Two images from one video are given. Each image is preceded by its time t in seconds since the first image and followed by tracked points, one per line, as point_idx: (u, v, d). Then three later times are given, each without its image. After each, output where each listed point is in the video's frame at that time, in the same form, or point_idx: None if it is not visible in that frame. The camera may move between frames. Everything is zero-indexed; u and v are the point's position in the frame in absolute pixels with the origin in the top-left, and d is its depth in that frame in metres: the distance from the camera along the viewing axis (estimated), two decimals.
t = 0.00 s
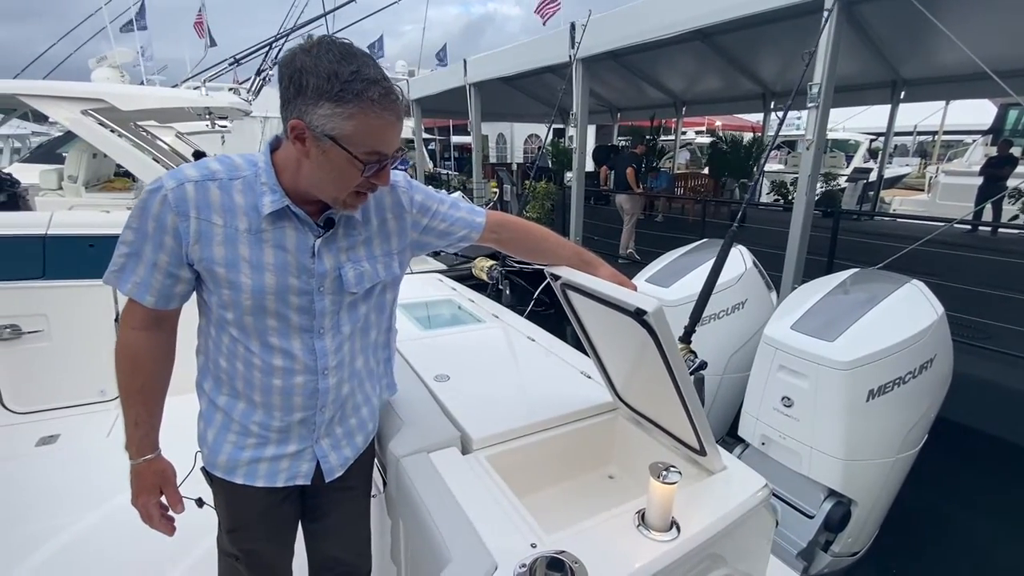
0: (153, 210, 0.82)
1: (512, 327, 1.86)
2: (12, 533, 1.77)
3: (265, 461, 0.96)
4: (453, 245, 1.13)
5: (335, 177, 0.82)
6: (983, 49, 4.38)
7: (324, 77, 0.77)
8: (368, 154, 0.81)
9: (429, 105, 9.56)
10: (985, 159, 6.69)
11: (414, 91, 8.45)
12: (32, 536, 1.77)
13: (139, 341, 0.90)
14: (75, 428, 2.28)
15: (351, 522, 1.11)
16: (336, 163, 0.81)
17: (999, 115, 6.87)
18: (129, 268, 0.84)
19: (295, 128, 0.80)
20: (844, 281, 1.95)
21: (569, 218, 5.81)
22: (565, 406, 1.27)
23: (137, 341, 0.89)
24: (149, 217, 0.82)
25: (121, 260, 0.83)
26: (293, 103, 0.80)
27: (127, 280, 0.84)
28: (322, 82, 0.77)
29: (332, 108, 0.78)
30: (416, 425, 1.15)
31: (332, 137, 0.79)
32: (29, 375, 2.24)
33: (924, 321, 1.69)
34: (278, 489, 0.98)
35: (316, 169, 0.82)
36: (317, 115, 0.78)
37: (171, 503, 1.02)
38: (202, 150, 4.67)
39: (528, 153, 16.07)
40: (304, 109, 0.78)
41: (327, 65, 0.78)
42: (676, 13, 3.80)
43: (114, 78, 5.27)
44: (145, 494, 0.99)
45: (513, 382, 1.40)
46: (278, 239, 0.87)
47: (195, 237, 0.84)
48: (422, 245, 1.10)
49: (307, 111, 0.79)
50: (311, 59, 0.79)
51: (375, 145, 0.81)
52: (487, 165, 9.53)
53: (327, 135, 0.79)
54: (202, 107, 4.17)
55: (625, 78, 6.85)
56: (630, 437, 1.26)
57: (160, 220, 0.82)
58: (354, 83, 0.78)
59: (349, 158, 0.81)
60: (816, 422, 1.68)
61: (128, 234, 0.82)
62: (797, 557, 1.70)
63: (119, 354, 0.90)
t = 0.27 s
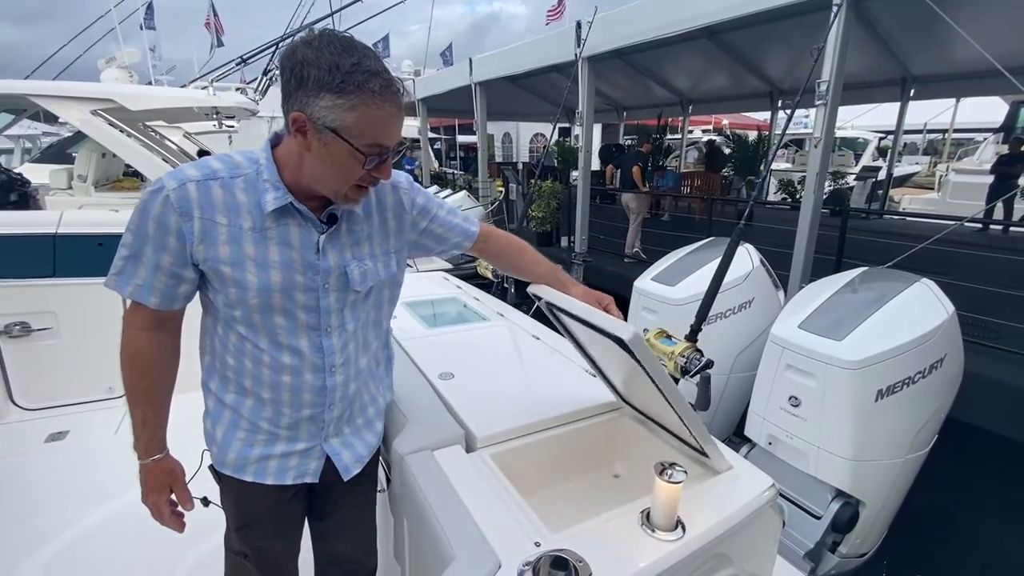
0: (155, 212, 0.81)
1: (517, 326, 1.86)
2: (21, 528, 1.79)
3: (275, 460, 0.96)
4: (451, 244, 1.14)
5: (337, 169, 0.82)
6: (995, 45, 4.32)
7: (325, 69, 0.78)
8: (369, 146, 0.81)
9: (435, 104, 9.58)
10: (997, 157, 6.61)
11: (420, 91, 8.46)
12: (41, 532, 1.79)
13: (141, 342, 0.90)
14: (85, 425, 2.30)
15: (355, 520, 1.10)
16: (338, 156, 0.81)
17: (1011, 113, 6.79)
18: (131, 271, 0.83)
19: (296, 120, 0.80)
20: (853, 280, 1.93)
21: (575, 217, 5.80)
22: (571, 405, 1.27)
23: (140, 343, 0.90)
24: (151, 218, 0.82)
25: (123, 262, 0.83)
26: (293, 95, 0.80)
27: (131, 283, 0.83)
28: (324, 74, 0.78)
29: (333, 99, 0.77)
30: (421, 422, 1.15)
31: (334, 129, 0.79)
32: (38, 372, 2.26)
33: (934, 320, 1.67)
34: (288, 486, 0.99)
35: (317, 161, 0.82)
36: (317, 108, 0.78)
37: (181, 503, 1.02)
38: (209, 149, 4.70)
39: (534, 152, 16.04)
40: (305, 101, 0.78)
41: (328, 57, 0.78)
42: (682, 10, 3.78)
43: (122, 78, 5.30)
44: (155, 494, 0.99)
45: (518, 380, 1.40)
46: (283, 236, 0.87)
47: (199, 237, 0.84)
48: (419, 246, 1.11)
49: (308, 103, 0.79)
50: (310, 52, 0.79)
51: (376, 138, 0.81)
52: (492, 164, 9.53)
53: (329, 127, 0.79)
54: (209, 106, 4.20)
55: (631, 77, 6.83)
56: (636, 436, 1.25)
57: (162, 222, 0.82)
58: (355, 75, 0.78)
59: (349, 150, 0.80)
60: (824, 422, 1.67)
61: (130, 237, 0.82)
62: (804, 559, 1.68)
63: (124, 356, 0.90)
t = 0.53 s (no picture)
0: (173, 209, 0.82)
1: (523, 324, 1.86)
2: (33, 523, 1.82)
3: (283, 454, 0.96)
4: (445, 269, 1.16)
5: (348, 168, 0.82)
6: (1007, 42, 4.27)
7: (340, 67, 0.78)
8: (382, 145, 0.81)
9: (442, 104, 9.60)
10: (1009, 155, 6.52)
11: (427, 90, 8.48)
12: (50, 527, 1.81)
13: (156, 337, 0.90)
14: (95, 421, 2.33)
15: (361, 518, 1.11)
16: (351, 154, 0.81)
17: None
18: (149, 267, 0.83)
19: (310, 118, 0.80)
20: (862, 278, 1.91)
21: (582, 216, 5.79)
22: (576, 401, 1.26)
23: (155, 337, 0.90)
24: (168, 215, 0.82)
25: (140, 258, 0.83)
26: (308, 93, 0.80)
27: (147, 279, 0.84)
28: (339, 73, 0.78)
29: (347, 98, 0.78)
30: (427, 420, 1.15)
31: (347, 128, 0.79)
32: (50, 369, 2.29)
33: (945, 320, 1.65)
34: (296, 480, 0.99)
35: (330, 159, 0.83)
36: (331, 106, 0.78)
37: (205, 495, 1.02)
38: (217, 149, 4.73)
39: (540, 151, 16.02)
40: (320, 98, 0.78)
41: (343, 55, 0.78)
42: (688, 8, 3.77)
43: (132, 79, 5.36)
44: (178, 486, 1.00)
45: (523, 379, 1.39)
46: (294, 236, 0.87)
47: (214, 234, 0.84)
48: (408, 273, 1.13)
49: (322, 101, 0.79)
50: (327, 52, 0.80)
51: (388, 137, 0.81)
52: (498, 163, 9.53)
53: (342, 126, 0.79)
54: (216, 106, 4.22)
55: (638, 75, 6.81)
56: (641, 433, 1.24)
57: (180, 220, 0.82)
58: (368, 74, 0.78)
59: (362, 148, 0.80)
60: (832, 422, 1.65)
61: (148, 233, 0.82)
62: (811, 560, 1.68)
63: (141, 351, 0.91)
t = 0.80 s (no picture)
0: (191, 189, 0.84)
1: (528, 322, 1.86)
2: (45, 517, 1.84)
3: (263, 439, 0.97)
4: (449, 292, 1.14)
5: (377, 171, 0.83)
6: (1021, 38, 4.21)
7: (375, 76, 0.80)
8: (410, 152, 0.83)
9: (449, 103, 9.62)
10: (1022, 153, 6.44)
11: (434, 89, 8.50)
12: (60, 522, 1.83)
13: (163, 309, 0.91)
14: (105, 418, 2.36)
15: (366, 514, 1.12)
16: (380, 159, 0.82)
17: None
18: (162, 242, 0.85)
19: (342, 123, 0.81)
20: (871, 277, 1.90)
21: (588, 214, 5.78)
22: (581, 399, 1.26)
23: (161, 309, 0.90)
24: (186, 194, 0.84)
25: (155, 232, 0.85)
26: (341, 99, 0.81)
27: (159, 252, 0.85)
28: (373, 81, 0.80)
29: (380, 105, 0.79)
30: (432, 418, 1.15)
31: (379, 133, 0.80)
32: (62, 366, 2.32)
33: (956, 320, 1.63)
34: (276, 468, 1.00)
35: (358, 164, 0.83)
36: (364, 113, 0.80)
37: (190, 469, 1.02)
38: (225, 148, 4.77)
39: (546, 150, 16.01)
40: (354, 105, 0.80)
41: (378, 65, 0.80)
42: (696, 5, 3.75)
43: (142, 79, 5.41)
44: (165, 457, 1.00)
45: (529, 377, 1.39)
46: (302, 232, 0.88)
47: (226, 220, 0.85)
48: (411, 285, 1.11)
49: (356, 108, 0.80)
50: (362, 62, 0.81)
51: (417, 145, 0.83)
52: (505, 162, 9.53)
53: (374, 131, 0.80)
54: (225, 106, 4.25)
55: (645, 74, 6.79)
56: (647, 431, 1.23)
57: (197, 200, 0.84)
58: (402, 84, 0.80)
59: (392, 155, 0.82)
60: (840, 422, 1.63)
61: (164, 207, 0.84)
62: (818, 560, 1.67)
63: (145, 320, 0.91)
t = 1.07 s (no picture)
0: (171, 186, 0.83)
1: (535, 320, 1.86)
2: (58, 512, 1.88)
3: (254, 434, 0.98)
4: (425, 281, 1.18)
5: (370, 162, 0.86)
6: None
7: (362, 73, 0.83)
8: (400, 142, 0.86)
9: (456, 101, 9.61)
10: None
11: (441, 87, 8.50)
12: (71, 518, 1.86)
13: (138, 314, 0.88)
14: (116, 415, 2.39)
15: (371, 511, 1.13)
16: (373, 149, 0.85)
17: None
18: (139, 242, 0.84)
19: (333, 119, 0.83)
20: (882, 275, 1.88)
21: (595, 213, 5.76)
22: (589, 398, 1.25)
23: (135, 315, 0.88)
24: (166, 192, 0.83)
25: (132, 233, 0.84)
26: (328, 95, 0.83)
27: (135, 252, 0.84)
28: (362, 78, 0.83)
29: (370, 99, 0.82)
30: (439, 414, 1.16)
31: (372, 125, 0.83)
32: (74, 363, 2.43)
33: (968, 319, 1.62)
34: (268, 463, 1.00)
35: (349, 158, 0.85)
36: (354, 108, 0.82)
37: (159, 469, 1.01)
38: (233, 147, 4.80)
39: (553, 148, 15.99)
40: (344, 100, 0.81)
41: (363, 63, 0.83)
42: (704, 2, 3.73)
43: (152, 79, 5.45)
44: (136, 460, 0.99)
45: (536, 375, 1.39)
46: (288, 225, 0.89)
47: (212, 217, 0.86)
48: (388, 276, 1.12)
49: (346, 103, 0.82)
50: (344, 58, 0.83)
51: (404, 134, 0.87)
52: (512, 160, 9.53)
53: (368, 124, 0.83)
54: (233, 105, 4.28)
55: (653, 71, 6.74)
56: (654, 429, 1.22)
57: (178, 198, 0.84)
58: (388, 79, 0.84)
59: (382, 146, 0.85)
60: (849, 422, 1.62)
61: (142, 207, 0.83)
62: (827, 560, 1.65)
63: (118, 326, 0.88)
